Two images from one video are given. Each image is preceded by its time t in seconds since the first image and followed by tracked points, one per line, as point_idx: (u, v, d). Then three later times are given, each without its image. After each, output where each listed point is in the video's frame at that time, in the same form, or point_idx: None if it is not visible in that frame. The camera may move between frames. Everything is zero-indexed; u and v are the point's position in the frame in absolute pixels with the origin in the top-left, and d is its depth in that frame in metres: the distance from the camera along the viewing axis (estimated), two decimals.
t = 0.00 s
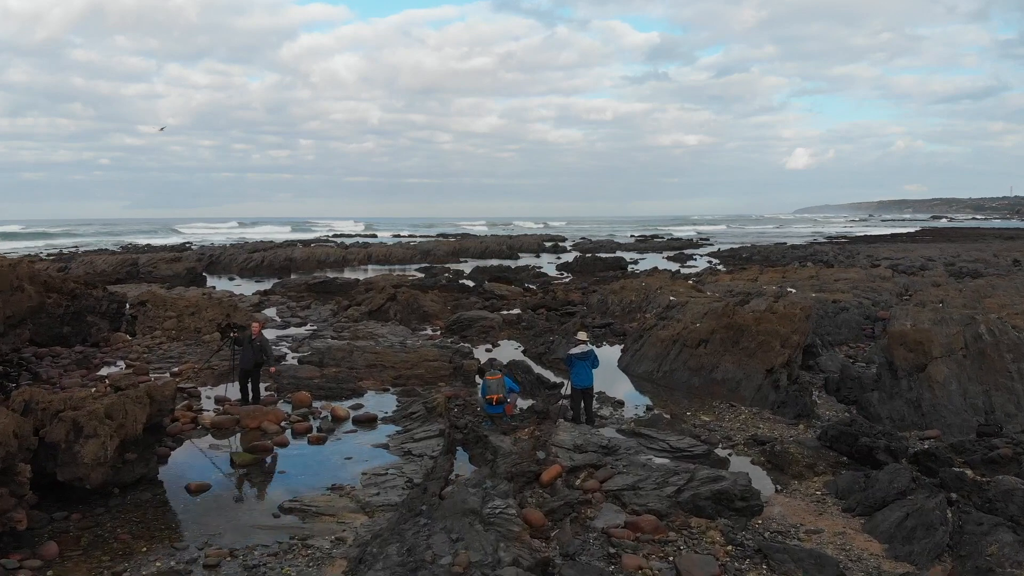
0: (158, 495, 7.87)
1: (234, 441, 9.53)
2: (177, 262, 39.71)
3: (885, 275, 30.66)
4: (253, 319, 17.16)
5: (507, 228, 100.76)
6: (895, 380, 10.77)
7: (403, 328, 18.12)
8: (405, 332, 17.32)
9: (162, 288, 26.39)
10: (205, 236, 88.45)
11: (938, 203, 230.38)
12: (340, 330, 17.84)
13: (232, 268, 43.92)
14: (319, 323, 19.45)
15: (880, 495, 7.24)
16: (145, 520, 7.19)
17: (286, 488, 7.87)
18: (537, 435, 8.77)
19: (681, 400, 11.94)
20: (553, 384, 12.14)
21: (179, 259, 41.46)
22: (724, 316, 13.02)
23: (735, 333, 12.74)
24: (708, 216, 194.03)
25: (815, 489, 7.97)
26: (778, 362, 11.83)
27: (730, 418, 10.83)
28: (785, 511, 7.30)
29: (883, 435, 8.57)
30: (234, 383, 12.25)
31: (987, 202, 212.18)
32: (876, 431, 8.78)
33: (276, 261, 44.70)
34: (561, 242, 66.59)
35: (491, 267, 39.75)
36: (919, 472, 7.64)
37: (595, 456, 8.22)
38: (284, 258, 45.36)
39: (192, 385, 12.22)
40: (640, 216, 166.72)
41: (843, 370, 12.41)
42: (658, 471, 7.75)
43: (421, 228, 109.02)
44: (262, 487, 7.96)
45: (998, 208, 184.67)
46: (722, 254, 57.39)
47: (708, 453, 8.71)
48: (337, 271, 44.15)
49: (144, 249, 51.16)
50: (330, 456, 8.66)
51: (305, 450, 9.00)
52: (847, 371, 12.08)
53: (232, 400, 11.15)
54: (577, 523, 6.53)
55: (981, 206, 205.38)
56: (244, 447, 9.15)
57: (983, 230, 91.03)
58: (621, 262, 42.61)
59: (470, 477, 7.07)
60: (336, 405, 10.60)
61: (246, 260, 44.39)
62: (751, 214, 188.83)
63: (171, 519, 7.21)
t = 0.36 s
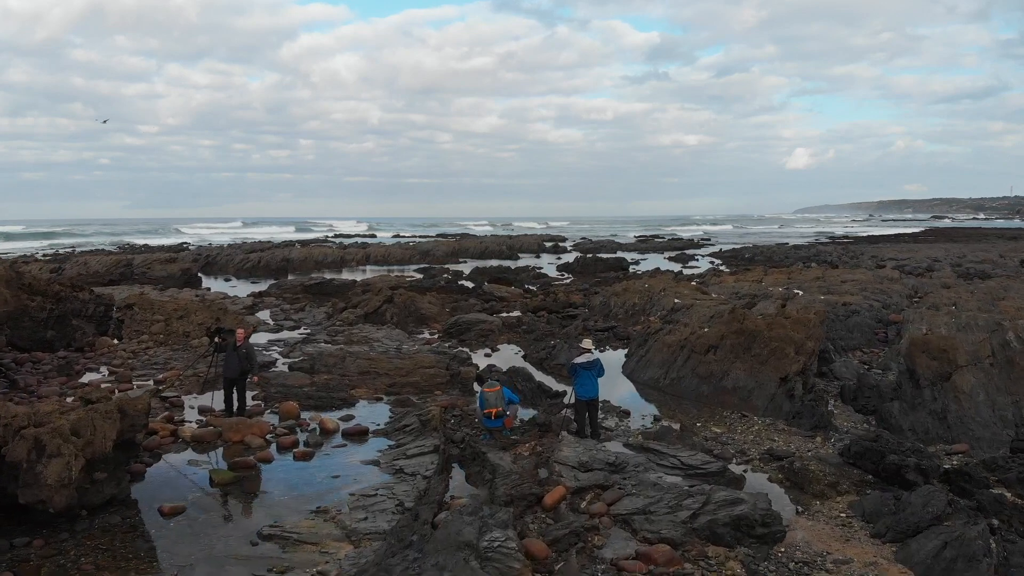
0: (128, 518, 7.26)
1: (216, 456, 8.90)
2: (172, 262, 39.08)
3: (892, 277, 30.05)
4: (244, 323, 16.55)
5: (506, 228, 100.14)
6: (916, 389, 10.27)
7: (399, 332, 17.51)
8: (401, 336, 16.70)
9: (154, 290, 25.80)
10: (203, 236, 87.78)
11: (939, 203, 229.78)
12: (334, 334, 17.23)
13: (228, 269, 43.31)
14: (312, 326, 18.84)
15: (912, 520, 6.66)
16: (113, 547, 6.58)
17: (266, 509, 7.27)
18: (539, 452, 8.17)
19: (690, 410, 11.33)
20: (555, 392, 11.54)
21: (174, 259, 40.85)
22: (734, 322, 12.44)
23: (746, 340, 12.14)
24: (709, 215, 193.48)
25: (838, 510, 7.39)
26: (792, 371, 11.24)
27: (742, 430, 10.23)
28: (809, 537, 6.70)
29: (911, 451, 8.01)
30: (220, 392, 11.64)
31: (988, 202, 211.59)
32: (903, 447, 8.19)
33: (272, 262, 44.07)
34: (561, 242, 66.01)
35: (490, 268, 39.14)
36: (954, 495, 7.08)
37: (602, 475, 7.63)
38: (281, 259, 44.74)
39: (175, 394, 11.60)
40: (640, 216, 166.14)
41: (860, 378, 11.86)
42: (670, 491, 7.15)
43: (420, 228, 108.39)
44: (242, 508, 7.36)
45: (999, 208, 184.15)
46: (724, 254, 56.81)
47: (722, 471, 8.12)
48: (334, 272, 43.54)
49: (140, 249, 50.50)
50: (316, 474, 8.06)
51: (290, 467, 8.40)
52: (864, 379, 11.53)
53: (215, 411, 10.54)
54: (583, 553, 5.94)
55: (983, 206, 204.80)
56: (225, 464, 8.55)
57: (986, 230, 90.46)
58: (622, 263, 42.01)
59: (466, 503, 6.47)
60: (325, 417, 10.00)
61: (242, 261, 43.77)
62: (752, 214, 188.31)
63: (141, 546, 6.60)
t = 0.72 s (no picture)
0: (96, 542, 6.71)
1: (196, 471, 8.35)
2: (167, 263, 38.55)
3: (898, 278, 29.57)
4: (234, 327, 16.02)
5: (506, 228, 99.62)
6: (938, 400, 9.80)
7: (396, 336, 16.97)
8: (397, 340, 16.16)
9: (146, 291, 25.28)
10: (200, 236, 87.24)
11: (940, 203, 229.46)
12: (328, 337, 16.70)
13: (224, 269, 42.79)
14: (306, 329, 18.32)
15: (947, 546, 6.13)
16: None
17: (246, 532, 6.73)
18: (540, 468, 7.63)
19: (698, 420, 10.79)
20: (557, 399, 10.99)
21: (170, 260, 40.32)
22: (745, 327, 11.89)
23: (757, 345, 11.60)
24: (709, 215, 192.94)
25: (863, 533, 6.86)
26: (806, 379, 10.70)
27: (755, 442, 9.70)
28: (833, 565, 6.17)
29: (940, 469, 7.50)
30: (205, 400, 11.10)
31: (989, 202, 211.26)
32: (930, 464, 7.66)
33: (269, 262, 43.55)
34: (561, 243, 65.52)
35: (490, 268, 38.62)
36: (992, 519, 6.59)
37: (608, 494, 7.09)
38: (278, 259, 44.21)
39: (158, 403, 11.05)
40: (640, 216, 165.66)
41: (876, 386, 11.35)
42: (682, 514, 6.60)
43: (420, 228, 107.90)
44: (219, 532, 6.81)
45: (1000, 208, 183.74)
46: (725, 254, 56.36)
47: (737, 489, 7.50)
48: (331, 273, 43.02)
49: (136, 249, 49.96)
50: (302, 493, 7.52)
51: (273, 484, 7.86)
52: (880, 387, 11.02)
53: (199, 422, 9.99)
54: None
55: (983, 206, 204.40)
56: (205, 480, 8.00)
57: (988, 231, 90.11)
58: (623, 264, 41.51)
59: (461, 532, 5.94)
60: (314, 428, 9.45)
61: (239, 261, 43.24)
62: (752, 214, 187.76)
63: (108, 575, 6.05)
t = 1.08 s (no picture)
0: (56, 572, 6.04)
1: (172, 492, 7.73)
2: (161, 263, 37.90)
3: (906, 279, 28.98)
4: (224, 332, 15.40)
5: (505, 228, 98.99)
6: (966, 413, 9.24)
7: (391, 340, 16.34)
8: (393, 345, 15.53)
9: (137, 293, 24.68)
10: (198, 236, 86.57)
11: (940, 203, 228.87)
12: (321, 341, 16.09)
13: (220, 270, 42.17)
14: (299, 333, 17.71)
15: None
16: None
17: (220, 560, 6.11)
18: (543, 490, 7.02)
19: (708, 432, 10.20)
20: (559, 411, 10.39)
21: (165, 260, 39.69)
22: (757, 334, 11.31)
23: (770, 353, 11.01)
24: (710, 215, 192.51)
25: (895, 562, 6.26)
26: (823, 389, 10.10)
27: (771, 456, 9.11)
28: None
29: (978, 491, 6.91)
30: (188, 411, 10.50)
31: (990, 202, 210.64)
32: (967, 485, 7.06)
33: (266, 262, 42.94)
34: (562, 243, 64.95)
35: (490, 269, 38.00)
36: None
37: (618, 519, 6.50)
38: (275, 259, 43.59)
39: (137, 414, 10.41)
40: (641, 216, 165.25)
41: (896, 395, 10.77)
42: (699, 544, 6.00)
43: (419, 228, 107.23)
44: (192, 559, 6.20)
45: (1001, 208, 183.26)
46: (728, 254, 55.93)
47: (755, 513, 6.89)
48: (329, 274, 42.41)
49: (131, 250, 49.31)
50: (283, 516, 6.91)
51: (254, 505, 7.26)
52: (901, 397, 10.44)
53: (179, 435, 9.35)
54: None
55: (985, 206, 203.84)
56: (181, 502, 7.40)
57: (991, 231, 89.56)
58: (625, 264, 40.92)
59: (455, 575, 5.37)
60: (301, 443, 8.84)
61: (235, 262, 42.63)
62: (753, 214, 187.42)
63: None
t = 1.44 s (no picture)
0: None
1: (144, 514, 7.14)
2: (156, 263, 37.28)
3: (915, 280, 28.40)
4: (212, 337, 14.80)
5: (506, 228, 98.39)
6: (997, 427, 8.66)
7: (387, 344, 15.74)
8: (388, 350, 14.93)
9: (128, 295, 24.09)
10: (196, 235, 85.96)
11: (941, 203, 228.32)
12: (314, 346, 15.49)
13: (216, 270, 41.57)
14: (291, 337, 17.10)
15: None
16: None
17: None
18: (545, 516, 6.42)
19: (720, 445, 9.61)
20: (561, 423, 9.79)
21: (159, 260, 39.08)
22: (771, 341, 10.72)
23: (785, 361, 10.43)
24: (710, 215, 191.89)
25: None
26: (843, 400, 9.51)
27: (788, 473, 8.52)
28: None
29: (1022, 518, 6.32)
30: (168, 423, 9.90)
31: (991, 202, 210.13)
32: (1009, 510, 6.48)
33: (263, 263, 42.33)
34: (562, 243, 64.40)
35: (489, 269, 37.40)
36: None
37: (628, 549, 5.91)
38: (272, 260, 42.97)
39: (114, 426, 9.82)
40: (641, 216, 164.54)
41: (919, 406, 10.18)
42: None
43: (419, 228, 106.62)
44: None
45: (1002, 208, 182.76)
46: (730, 254, 55.33)
47: (778, 541, 6.28)
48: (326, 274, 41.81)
49: (126, 250, 48.67)
50: (262, 543, 6.33)
51: (232, 530, 6.67)
52: (925, 408, 9.85)
53: (156, 450, 8.76)
54: None
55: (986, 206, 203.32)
56: (151, 526, 6.81)
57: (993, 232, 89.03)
58: (627, 265, 40.31)
59: None
60: (286, 460, 8.25)
61: (231, 262, 42.02)
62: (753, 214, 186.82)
63: None
